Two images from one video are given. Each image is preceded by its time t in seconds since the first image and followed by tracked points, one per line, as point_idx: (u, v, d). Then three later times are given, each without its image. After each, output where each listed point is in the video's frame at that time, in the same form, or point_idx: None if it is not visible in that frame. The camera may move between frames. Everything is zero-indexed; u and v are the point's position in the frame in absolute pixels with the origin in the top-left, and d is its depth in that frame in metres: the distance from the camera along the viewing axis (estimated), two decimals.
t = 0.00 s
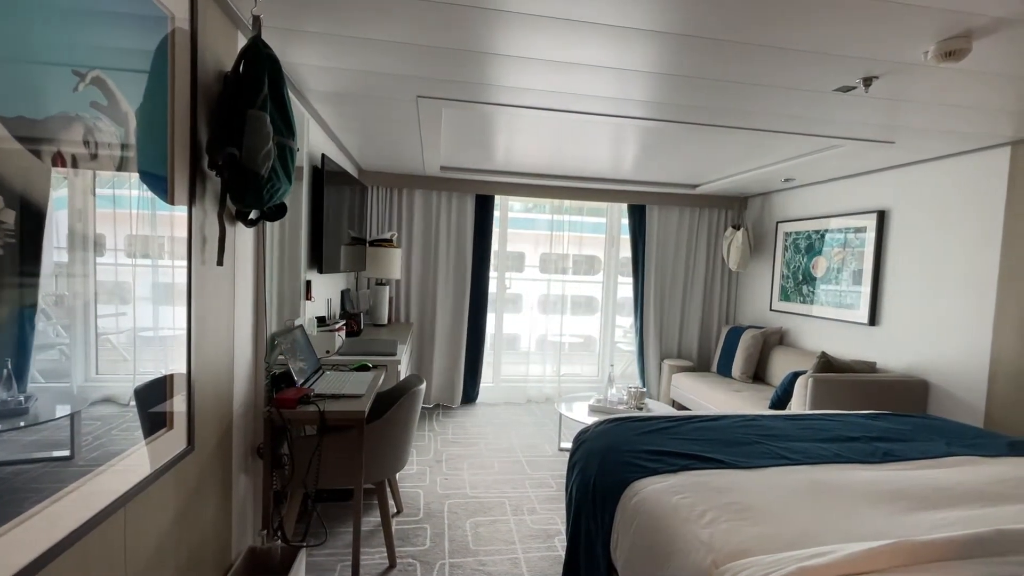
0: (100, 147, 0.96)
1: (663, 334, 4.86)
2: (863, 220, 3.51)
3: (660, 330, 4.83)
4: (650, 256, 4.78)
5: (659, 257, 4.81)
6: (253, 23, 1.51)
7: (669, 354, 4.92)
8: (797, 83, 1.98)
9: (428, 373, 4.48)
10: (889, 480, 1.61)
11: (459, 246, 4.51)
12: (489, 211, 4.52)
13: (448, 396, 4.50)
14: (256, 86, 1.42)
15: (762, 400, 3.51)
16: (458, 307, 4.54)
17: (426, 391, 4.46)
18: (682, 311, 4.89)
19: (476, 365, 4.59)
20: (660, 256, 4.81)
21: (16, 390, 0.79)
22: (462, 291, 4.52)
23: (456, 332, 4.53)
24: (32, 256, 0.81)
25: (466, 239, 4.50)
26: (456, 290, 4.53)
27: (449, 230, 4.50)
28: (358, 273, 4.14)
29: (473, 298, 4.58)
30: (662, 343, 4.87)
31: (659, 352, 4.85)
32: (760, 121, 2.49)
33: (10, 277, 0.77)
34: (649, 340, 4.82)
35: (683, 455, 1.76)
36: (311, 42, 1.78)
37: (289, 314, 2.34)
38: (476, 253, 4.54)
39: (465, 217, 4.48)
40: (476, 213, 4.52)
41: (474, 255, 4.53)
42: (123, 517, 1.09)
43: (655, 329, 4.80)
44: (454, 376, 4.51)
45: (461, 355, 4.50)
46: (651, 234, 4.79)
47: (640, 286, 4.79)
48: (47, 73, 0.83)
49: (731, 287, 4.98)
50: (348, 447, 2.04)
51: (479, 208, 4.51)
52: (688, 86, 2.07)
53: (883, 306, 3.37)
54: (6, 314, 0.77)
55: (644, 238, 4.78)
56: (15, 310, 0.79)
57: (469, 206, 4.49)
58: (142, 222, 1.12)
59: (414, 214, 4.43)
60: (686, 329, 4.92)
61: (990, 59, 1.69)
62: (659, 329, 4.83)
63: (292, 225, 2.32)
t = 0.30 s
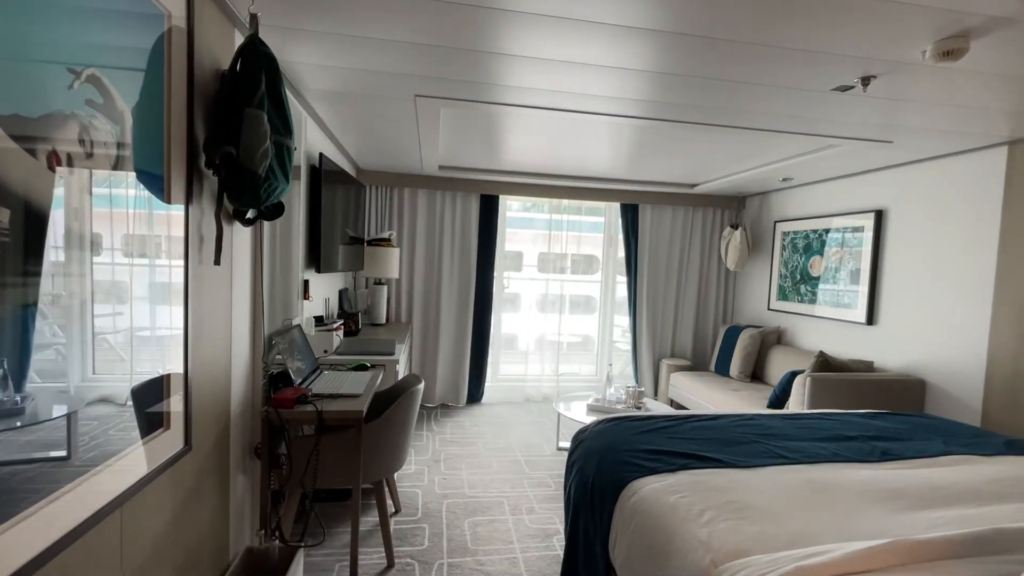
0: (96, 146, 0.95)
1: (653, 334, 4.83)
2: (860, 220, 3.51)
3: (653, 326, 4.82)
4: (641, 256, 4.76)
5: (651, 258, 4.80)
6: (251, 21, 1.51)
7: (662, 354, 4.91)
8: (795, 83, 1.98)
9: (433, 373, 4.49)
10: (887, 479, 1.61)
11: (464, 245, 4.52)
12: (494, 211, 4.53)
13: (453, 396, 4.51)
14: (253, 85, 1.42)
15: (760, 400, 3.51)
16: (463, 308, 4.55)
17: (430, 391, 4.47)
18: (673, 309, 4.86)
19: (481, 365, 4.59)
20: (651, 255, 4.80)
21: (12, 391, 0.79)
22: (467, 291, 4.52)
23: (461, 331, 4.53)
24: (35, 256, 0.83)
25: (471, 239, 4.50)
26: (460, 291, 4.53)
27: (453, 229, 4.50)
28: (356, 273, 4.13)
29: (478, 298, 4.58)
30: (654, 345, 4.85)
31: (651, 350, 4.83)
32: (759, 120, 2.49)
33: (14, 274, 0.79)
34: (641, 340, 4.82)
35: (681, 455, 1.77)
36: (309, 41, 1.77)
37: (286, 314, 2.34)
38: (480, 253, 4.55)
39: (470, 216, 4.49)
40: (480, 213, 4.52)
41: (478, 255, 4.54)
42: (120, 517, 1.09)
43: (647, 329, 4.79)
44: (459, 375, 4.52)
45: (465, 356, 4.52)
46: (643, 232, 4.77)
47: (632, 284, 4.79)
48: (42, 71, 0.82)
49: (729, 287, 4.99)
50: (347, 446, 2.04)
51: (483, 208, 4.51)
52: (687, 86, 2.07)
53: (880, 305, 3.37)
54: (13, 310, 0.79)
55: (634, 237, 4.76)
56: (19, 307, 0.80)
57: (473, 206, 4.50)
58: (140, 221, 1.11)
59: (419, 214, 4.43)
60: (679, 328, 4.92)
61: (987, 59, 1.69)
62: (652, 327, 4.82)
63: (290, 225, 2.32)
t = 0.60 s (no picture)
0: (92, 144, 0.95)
1: (644, 332, 4.82)
2: (857, 219, 3.52)
3: (645, 323, 4.81)
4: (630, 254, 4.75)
5: (644, 259, 4.81)
6: (248, 19, 1.50)
7: (656, 353, 4.90)
8: (793, 82, 1.98)
9: (438, 373, 4.50)
10: (884, 477, 1.62)
11: (469, 246, 4.53)
12: (498, 212, 4.55)
13: (459, 397, 4.53)
14: (251, 83, 1.41)
15: (758, 398, 3.52)
16: (468, 308, 4.57)
17: (436, 390, 4.48)
18: (662, 307, 4.87)
19: (486, 364, 4.60)
20: (642, 254, 4.80)
21: (7, 390, 0.78)
22: (472, 291, 4.54)
23: (466, 332, 4.55)
24: (36, 256, 0.83)
25: (476, 239, 4.52)
26: (466, 292, 4.56)
27: (458, 227, 4.52)
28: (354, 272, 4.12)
29: (482, 298, 4.58)
30: (653, 343, 4.87)
31: (645, 349, 4.83)
32: (757, 120, 2.49)
33: (18, 273, 0.80)
34: (634, 338, 4.81)
35: (679, 454, 1.77)
36: (306, 40, 1.77)
37: (284, 313, 2.33)
38: (485, 253, 4.56)
39: (475, 217, 4.51)
40: (485, 212, 4.54)
41: (483, 256, 4.55)
42: (117, 517, 1.08)
43: (639, 326, 4.79)
44: (465, 374, 4.53)
45: (471, 356, 4.53)
46: (636, 229, 4.78)
47: (623, 284, 4.77)
48: (38, 69, 0.82)
49: (726, 286, 5.00)
50: (346, 446, 2.04)
51: (488, 208, 4.53)
52: (685, 85, 2.07)
53: (877, 304, 3.38)
54: (17, 309, 0.80)
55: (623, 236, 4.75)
56: (22, 307, 0.81)
57: (478, 206, 4.51)
58: (137, 220, 1.11)
59: (424, 214, 4.45)
60: (673, 327, 4.92)
61: (985, 58, 1.70)
62: (645, 326, 4.82)
63: (288, 224, 2.31)
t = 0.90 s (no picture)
0: (89, 144, 0.94)
1: (632, 329, 4.81)
2: (855, 219, 3.53)
3: (637, 321, 4.82)
4: (620, 254, 4.75)
5: (643, 258, 4.82)
6: (246, 18, 1.50)
7: (649, 351, 4.89)
8: (790, 82, 1.98)
9: (442, 373, 4.51)
10: (881, 476, 1.62)
11: (474, 245, 4.54)
12: (502, 211, 4.54)
13: (464, 396, 4.55)
14: (248, 81, 1.41)
15: (756, 398, 3.53)
16: (472, 308, 4.57)
17: (441, 390, 4.50)
18: (652, 305, 4.85)
19: (490, 363, 4.60)
20: (631, 252, 4.79)
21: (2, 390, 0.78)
22: (477, 290, 4.55)
23: (471, 331, 4.56)
24: (37, 257, 0.84)
25: (482, 239, 4.53)
26: (470, 292, 4.57)
27: (463, 225, 4.52)
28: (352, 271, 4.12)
29: (487, 298, 4.59)
30: (651, 342, 4.88)
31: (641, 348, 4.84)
32: (755, 119, 2.49)
33: (23, 271, 0.81)
34: (626, 335, 4.80)
35: (678, 453, 1.77)
36: (303, 38, 1.76)
37: (282, 313, 2.33)
38: (490, 253, 4.57)
39: (481, 217, 4.51)
40: (490, 212, 4.54)
41: (488, 256, 4.56)
42: (114, 517, 1.08)
43: (630, 324, 4.79)
44: (470, 373, 4.55)
45: (476, 357, 4.55)
46: (628, 228, 4.77)
47: (612, 283, 4.77)
48: (33, 67, 0.81)
49: (723, 285, 5.01)
50: (345, 445, 2.04)
51: (492, 208, 4.54)
52: (684, 84, 2.07)
53: (875, 304, 3.39)
54: (21, 308, 0.81)
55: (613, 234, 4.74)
56: (25, 305, 0.82)
57: (483, 206, 4.53)
58: (134, 219, 1.10)
59: (429, 213, 4.45)
60: (667, 326, 4.91)
61: (982, 58, 1.70)
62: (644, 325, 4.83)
63: (286, 222, 2.31)
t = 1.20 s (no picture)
0: (85, 142, 0.94)
1: (621, 327, 4.82)
2: (852, 218, 3.53)
3: (628, 320, 4.82)
4: (613, 253, 4.75)
5: (643, 257, 4.82)
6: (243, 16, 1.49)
7: (648, 350, 4.90)
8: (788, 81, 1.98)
9: (446, 372, 4.52)
10: (878, 476, 1.62)
11: (477, 245, 4.55)
12: (506, 213, 4.56)
13: (469, 396, 4.57)
14: (246, 79, 1.40)
15: (755, 397, 3.53)
16: (477, 308, 4.58)
17: (446, 389, 4.52)
18: (643, 304, 4.83)
19: (495, 363, 4.63)
20: (621, 251, 4.79)
21: None
22: (481, 290, 4.56)
23: (475, 331, 4.57)
24: (35, 256, 0.83)
25: (487, 238, 4.54)
26: (475, 292, 4.58)
27: (468, 223, 4.53)
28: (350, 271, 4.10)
29: (492, 297, 4.60)
30: (650, 341, 4.88)
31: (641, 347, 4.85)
32: (753, 118, 2.49)
33: (27, 269, 0.82)
34: (616, 332, 4.80)
35: (675, 452, 1.77)
36: (300, 36, 1.76)
37: (280, 312, 2.32)
38: (494, 253, 4.57)
39: (485, 217, 4.52)
40: (495, 212, 4.55)
41: (492, 256, 4.57)
42: (111, 517, 1.08)
43: (622, 321, 4.79)
44: (474, 372, 4.57)
45: (482, 356, 4.57)
46: (620, 228, 4.78)
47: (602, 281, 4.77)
48: (29, 65, 0.81)
49: (720, 284, 5.01)
50: (343, 444, 2.04)
51: (497, 208, 4.55)
52: (682, 83, 2.07)
53: (872, 303, 3.40)
54: (28, 305, 0.83)
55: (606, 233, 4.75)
56: (33, 299, 0.84)
57: (487, 205, 4.53)
58: (131, 218, 1.10)
59: (434, 213, 4.46)
60: (662, 325, 4.90)
61: (980, 58, 1.70)
62: (644, 325, 4.85)
63: (283, 221, 2.30)
